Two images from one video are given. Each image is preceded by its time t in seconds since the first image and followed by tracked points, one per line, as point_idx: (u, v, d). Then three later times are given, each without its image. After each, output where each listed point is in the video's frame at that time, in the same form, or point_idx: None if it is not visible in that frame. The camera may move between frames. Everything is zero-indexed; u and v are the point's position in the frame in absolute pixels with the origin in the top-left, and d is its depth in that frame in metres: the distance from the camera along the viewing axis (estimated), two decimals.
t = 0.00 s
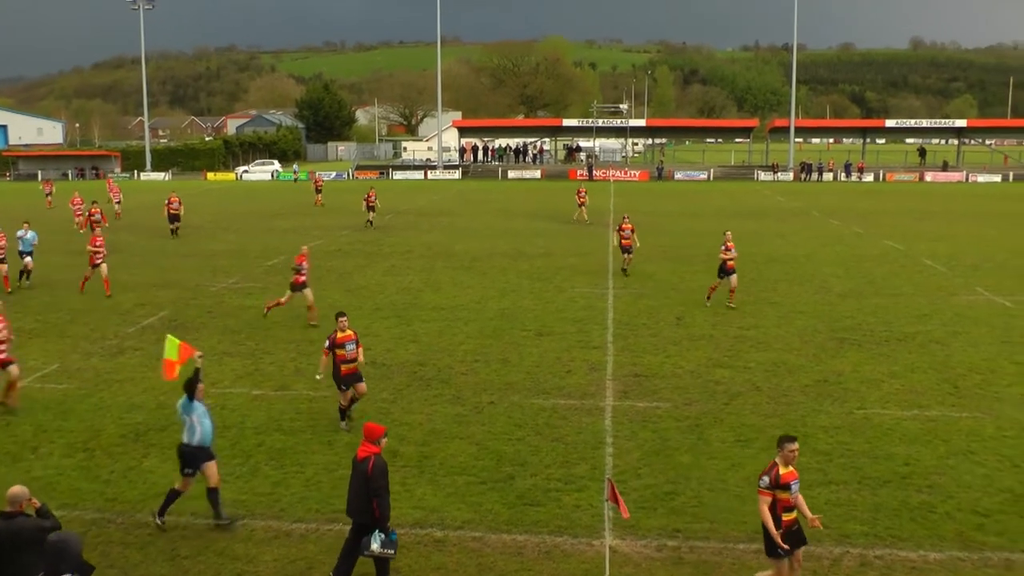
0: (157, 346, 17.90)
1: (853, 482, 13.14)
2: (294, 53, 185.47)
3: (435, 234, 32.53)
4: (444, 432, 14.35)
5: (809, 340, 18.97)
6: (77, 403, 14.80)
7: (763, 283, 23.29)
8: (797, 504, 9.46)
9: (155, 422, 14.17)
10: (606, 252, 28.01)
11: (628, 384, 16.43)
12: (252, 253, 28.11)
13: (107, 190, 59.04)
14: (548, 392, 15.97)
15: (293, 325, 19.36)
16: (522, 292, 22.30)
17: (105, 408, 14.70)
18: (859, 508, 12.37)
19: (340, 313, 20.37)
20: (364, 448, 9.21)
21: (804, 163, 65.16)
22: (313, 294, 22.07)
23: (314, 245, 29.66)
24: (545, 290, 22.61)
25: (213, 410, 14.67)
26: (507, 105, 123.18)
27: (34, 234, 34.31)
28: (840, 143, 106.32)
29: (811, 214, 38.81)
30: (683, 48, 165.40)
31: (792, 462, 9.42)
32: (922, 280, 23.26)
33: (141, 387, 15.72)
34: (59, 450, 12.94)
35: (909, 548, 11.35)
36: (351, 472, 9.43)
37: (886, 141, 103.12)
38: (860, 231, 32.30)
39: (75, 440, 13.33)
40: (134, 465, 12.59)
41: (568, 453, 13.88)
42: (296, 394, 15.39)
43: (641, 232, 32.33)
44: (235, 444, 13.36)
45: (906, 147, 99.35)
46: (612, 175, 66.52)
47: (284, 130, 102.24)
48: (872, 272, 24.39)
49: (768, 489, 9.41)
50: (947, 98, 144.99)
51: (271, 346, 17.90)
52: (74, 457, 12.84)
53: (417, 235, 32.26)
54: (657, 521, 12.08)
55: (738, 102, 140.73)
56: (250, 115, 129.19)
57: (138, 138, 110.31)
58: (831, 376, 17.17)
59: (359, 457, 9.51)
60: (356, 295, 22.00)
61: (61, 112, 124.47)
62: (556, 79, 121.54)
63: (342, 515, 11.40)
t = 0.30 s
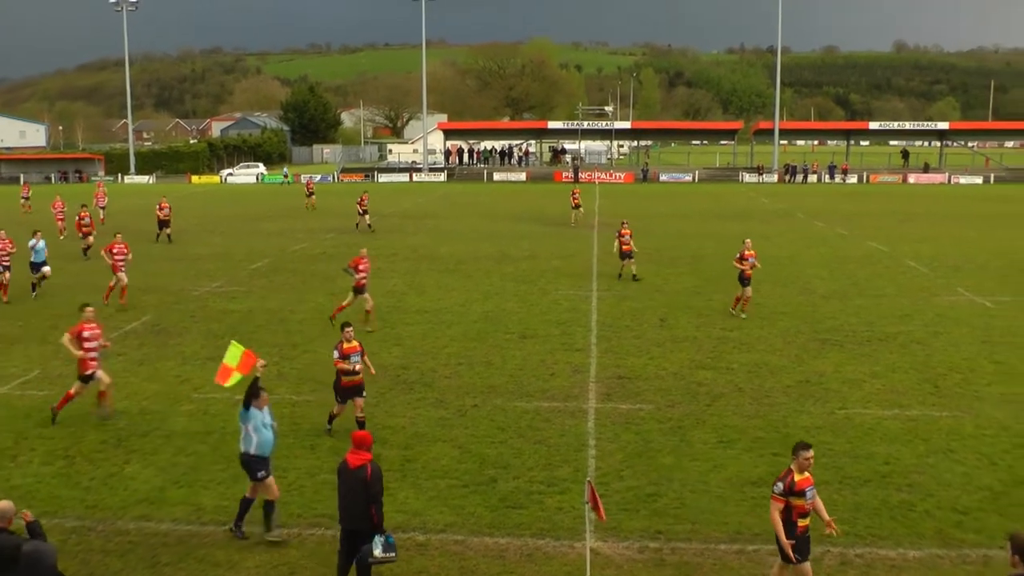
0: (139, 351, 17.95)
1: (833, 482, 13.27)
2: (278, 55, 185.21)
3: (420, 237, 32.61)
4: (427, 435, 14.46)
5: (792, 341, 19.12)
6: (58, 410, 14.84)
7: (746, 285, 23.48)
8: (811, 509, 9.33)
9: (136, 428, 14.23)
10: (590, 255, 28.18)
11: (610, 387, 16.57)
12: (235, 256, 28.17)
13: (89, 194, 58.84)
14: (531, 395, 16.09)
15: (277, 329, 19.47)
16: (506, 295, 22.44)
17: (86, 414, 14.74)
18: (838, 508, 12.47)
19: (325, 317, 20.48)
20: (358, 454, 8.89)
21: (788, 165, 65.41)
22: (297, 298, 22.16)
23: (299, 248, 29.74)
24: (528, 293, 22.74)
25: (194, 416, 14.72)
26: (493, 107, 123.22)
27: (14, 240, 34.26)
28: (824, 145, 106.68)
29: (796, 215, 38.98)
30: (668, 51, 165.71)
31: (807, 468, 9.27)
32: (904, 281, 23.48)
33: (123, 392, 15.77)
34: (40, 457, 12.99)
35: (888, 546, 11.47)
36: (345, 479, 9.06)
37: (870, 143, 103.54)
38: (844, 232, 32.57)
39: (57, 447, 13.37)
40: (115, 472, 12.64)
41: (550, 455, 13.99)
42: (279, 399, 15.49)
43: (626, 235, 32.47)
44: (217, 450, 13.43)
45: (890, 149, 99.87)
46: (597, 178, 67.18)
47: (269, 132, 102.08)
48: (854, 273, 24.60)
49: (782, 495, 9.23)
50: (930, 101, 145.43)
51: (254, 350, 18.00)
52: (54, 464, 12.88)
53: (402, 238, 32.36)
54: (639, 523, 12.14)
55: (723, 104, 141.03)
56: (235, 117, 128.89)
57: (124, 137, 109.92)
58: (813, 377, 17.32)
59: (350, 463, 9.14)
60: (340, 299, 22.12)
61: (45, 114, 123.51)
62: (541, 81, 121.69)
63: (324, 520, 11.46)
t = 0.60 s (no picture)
0: (124, 361, 18.10)
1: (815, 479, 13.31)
2: (261, 60, 185.00)
3: (404, 241, 32.74)
4: (412, 438, 14.61)
5: (776, 340, 19.29)
6: (41, 420, 14.96)
7: (730, 286, 23.69)
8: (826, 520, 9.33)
9: (120, 437, 14.35)
10: (575, 256, 28.40)
11: (595, 388, 16.73)
12: (219, 262, 28.33)
13: (70, 202, 58.57)
14: (515, 397, 16.26)
15: (263, 336, 19.67)
16: (489, 298, 22.67)
17: (70, 424, 14.82)
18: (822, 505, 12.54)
19: (310, 322, 20.69)
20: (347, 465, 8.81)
21: (772, 165, 65.64)
22: (282, 304, 22.36)
23: (284, 253, 29.92)
24: (512, 296, 22.99)
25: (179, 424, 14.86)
26: (476, 110, 123.06)
27: None
28: (809, 145, 107.01)
29: (780, 216, 39.23)
30: (651, 52, 166.04)
31: (817, 479, 9.15)
32: (887, 281, 23.72)
33: (107, 400, 15.90)
34: (24, 468, 13.10)
35: (871, 543, 11.48)
36: (335, 489, 8.91)
37: (854, 143, 104.00)
38: (828, 231, 32.88)
39: (41, 458, 13.47)
40: (98, 481, 12.75)
41: (534, 458, 14.09)
42: (262, 405, 15.64)
43: (609, 237, 32.64)
44: (201, 456, 13.57)
45: (874, 149, 100.32)
46: (582, 179, 68.37)
47: (252, 138, 102.03)
48: (836, 273, 24.85)
49: (796, 509, 9.16)
50: (914, 102, 146.00)
51: (237, 358, 18.21)
52: (38, 474, 12.98)
53: (385, 242, 32.48)
54: (623, 523, 12.15)
55: (707, 105, 141.43)
56: (219, 123, 128.91)
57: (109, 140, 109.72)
58: (796, 376, 17.46)
59: (337, 471, 8.99)
60: (326, 304, 22.33)
61: (27, 120, 122.64)
62: (525, 83, 121.87)
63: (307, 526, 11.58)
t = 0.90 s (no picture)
0: (106, 331, 18.16)
1: (793, 440, 13.49)
2: (240, 27, 182.85)
3: (385, 208, 32.68)
4: (393, 404, 14.76)
5: (756, 304, 19.47)
6: (23, 391, 15.04)
7: (711, 250, 23.78)
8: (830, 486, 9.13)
9: (101, 407, 14.44)
10: (556, 221, 28.48)
11: (576, 352, 16.87)
12: (199, 231, 28.29)
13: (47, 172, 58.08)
14: (497, 362, 16.40)
15: (245, 305, 19.74)
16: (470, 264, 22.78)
17: (53, 394, 14.91)
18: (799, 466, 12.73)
19: (292, 290, 20.77)
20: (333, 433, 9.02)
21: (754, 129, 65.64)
22: (264, 272, 22.41)
23: (265, 221, 29.90)
24: (494, 261, 23.09)
25: (161, 393, 14.97)
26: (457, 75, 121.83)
27: None
28: (793, 109, 106.77)
29: (761, 180, 39.33)
30: (634, 16, 164.91)
31: (824, 444, 9.07)
32: (867, 245, 23.90)
33: (89, 370, 15.99)
34: (6, 439, 13.19)
35: (846, 501, 11.66)
36: (326, 462, 9.04)
37: (838, 107, 103.90)
38: (807, 195, 33.01)
39: (23, 429, 13.56)
40: (81, 451, 12.86)
41: (516, 422, 14.24)
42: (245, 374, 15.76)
43: (589, 203, 32.61)
44: (184, 425, 13.69)
45: (858, 112, 100.29)
46: (565, 144, 68.16)
47: (232, 105, 101.16)
48: (816, 236, 25.02)
49: (800, 472, 9.01)
50: (897, 65, 145.89)
51: (219, 326, 18.30)
52: (21, 446, 13.08)
53: (366, 209, 32.37)
54: (604, 486, 12.31)
55: (690, 70, 140.72)
56: (198, 91, 127.67)
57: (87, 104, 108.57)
58: (776, 339, 17.62)
59: (322, 444, 9.12)
60: (308, 271, 22.39)
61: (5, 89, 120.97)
62: (506, 49, 120.73)
63: (291, 492, 11.75)
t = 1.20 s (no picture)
0: (89, 313, 18.07)
1: (778, 419, 13.56)
2: (224, 6, 181.08)
3: (371, 188, 32.57)
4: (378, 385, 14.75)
5: (742, 284, 19.53)
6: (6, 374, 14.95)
7: (697, 230, 23.82)
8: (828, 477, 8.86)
9: (85, 390, 14.38)
10: (542, 201, 28.45)
11: (562, 332, 16.89)
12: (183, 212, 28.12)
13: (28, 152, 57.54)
14: (483, 342, 16.40)
15: (230, 286, 19.67)
16: (457, 244, 22.75)
17: (37, 377, 14.84)
18: (785, 444, 12.80)
19: (278, 271, 20.69)
20: (322, 417, 9.00)
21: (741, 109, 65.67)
22: (250, 253, 22.31)
23: (250, 201, 29.75)
24: (480, 241, 23.06)
25: (146, 376, 14.90)
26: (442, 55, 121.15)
27: None
28: (778, 89, 106.64)
29: (747, 160, 39.38)
30: None
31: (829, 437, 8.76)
32: (852, 224, 23.98)
33: (72, 353, 15.91)
34: None
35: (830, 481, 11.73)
36: (317, 445, 9.05)
37: (824, 88, 103.96)
38: (794, 175, 33.05)
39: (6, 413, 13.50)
40: (65, 434, 12.82)
41: (502, 402, 14.25)
42: (230, 356, 15.73)
43: (575, 182, 32.53)
44: (169, 407, 13.66)
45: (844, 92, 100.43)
46: (550, 124, 67.94)
47: (215, 85, 100.37)
48: (802, 216, 25.08)
49: (802, 459, 8.75)
50: (883, 46, 146.01)
51: (204, 307, 18.24)
52: (5, 429, 13.02)
53: (352, 189, 32.25)
54: (589, 466, 12.34)
55: (675, 50, 140.35)
56: (181, 70, 126.56)
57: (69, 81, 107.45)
58: (761, 318, 17.69)
59: (313, 426, 9.11)
60: (293, 252, 22.31)
61: None
62: (491, 29, 119.68)
63: (278, 474, 11.74)
